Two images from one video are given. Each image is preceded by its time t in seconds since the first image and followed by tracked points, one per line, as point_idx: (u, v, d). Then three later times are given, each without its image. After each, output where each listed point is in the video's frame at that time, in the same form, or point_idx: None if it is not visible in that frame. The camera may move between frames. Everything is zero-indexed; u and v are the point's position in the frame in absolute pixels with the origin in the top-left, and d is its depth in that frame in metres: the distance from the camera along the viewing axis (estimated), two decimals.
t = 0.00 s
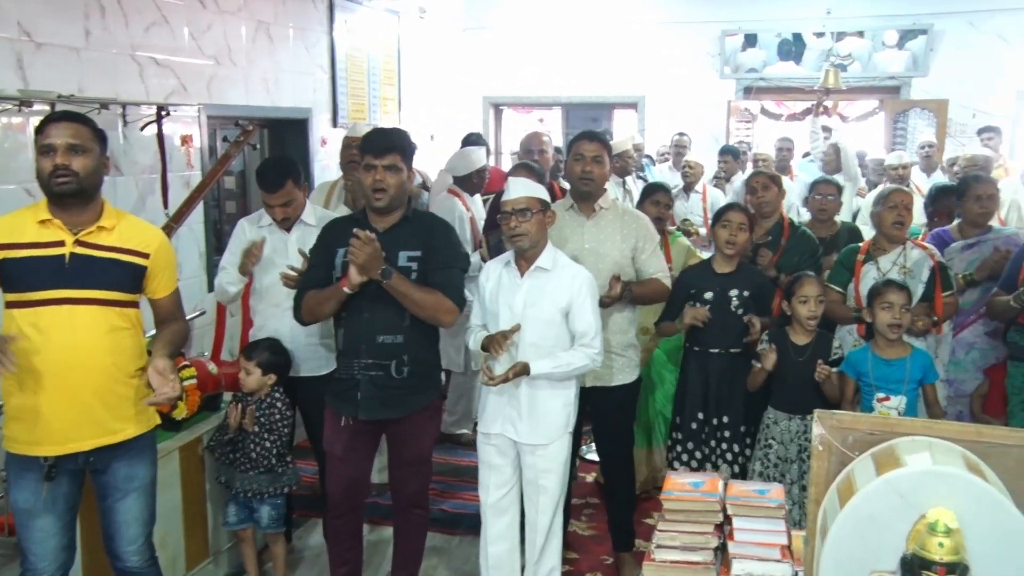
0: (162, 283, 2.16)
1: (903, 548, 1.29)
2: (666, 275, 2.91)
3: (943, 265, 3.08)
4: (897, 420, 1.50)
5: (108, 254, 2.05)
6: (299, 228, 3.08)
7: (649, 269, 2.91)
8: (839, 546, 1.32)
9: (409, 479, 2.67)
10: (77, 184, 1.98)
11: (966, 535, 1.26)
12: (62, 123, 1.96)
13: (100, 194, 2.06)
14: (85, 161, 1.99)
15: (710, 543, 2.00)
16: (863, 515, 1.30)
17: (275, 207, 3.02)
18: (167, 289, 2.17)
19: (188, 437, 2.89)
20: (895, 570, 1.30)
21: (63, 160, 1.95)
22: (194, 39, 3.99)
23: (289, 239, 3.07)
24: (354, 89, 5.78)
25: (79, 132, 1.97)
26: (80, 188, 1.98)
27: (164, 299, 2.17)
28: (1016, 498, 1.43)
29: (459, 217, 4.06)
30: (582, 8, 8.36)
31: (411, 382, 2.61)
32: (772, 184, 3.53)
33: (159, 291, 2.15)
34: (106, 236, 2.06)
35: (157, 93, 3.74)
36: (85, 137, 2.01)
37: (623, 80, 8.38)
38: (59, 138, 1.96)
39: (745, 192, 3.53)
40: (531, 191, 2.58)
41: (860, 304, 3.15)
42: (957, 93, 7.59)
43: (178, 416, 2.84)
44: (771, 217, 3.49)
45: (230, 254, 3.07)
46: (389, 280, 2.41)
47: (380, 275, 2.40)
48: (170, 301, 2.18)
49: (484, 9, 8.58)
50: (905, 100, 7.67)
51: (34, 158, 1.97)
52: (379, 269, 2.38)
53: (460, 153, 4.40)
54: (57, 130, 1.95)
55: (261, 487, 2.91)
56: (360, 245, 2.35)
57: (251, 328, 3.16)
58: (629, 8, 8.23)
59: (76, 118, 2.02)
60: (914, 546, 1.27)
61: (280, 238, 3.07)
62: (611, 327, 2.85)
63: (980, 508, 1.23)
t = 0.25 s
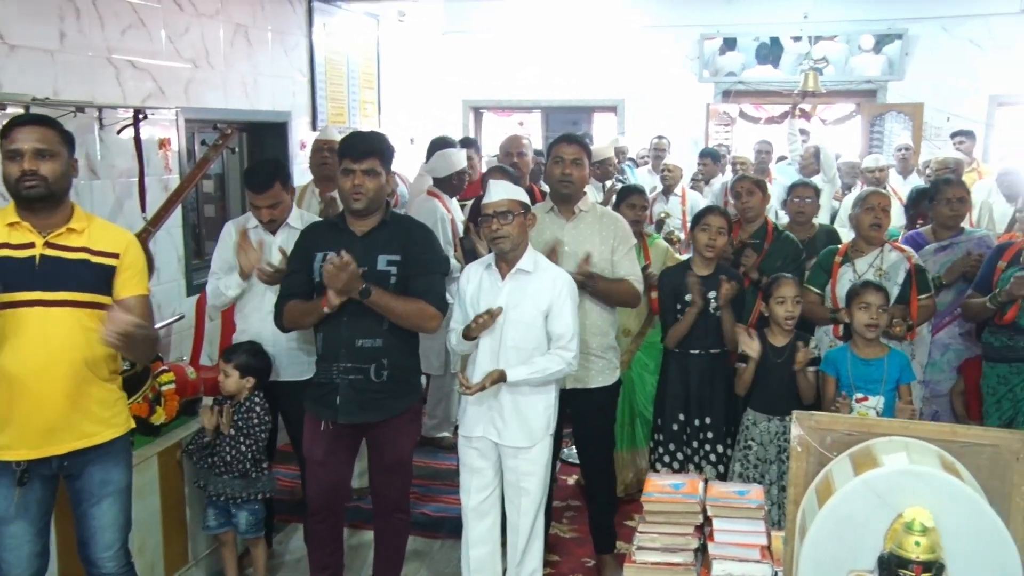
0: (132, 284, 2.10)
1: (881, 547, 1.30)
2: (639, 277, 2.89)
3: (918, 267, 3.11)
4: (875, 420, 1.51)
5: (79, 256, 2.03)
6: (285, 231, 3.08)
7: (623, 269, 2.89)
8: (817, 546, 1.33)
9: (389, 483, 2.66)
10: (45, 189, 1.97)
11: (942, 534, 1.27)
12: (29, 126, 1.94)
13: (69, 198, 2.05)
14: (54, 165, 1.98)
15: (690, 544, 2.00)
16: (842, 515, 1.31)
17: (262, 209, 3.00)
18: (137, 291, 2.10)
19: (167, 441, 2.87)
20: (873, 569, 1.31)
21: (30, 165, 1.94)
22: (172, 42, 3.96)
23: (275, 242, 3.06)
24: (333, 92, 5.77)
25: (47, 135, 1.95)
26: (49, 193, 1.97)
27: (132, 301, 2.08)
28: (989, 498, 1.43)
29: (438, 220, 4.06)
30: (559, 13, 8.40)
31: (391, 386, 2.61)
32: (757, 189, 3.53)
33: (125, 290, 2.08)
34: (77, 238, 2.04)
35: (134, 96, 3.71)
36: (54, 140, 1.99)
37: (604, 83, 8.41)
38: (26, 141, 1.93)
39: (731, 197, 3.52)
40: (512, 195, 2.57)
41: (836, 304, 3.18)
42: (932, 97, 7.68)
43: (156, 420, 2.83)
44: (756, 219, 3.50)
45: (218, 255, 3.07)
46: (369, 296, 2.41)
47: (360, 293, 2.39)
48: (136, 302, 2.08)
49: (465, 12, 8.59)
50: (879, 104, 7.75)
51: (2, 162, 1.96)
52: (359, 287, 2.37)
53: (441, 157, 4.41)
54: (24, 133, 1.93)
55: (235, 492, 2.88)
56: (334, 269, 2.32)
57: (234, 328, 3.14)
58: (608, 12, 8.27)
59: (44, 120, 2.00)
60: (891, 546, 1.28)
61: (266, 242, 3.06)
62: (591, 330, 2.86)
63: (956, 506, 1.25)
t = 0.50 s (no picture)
0: (111, 288, 2.11)
1: (862, 547, 1.31)
2: (623, 279, 2.90)
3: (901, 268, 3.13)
4: (857, 421, 1.53)
5: (56, 259, 2.02)
6: (270, 234, 3.05)
7: (607, 271, 2.90)
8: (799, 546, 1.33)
9: (372, 487, 2.65)
10: (21, 188, 1.95)
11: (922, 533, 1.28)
12: (3, 126, 1.91)
13: (44, 200, 2.03)
14: (29, 166, 1.96)
15: (675, 545, 2.01)
16: (824, 514, 1.31)
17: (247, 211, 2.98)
18: (115, 293, 2.12)
19: (148, 446, 2.85)
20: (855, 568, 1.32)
21: (6, 165, 1.91)
22: (153, 44, 3.94)
23: (262, 245, 3.04)
24: (316, 94, 5.75)
25: (22, 137, 1.93)
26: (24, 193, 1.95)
27: (111, 307, 2.11)
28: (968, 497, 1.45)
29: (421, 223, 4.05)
30: (543, 16, 8.41)
31: (374, 390, 2.60)
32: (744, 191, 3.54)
33: (106, 297, 2.10)
34: (53, 241, 2.03)
35: (115, 99, 3.69)
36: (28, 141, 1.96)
37: (588, 86, 8.43)
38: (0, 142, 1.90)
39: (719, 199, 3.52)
40: (496, 198, 2.56)
41: (819, 305, 3.20)
42: (912, 100, 7.75)
43: (138, 425, 2.79)
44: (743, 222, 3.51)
45: (205, 262, 3.04)
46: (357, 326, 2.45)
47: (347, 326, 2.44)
48: (116, 308, 2.12)
49: (449, 14, 8.58)
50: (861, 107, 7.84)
51: None
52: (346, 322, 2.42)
53: (424, 160, 4.40)
54: None
55: (217, 496, 2.87)
56: (320, 325, 2.36)
57: (219, 336, 3.19)
58: (592, 15, 8.29)
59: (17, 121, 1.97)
60: (872, 544, 1.29)
61: (251, 245, 3.05)
62: (575, 332, 2.86)
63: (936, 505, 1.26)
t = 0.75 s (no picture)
0: (93, 291, 2.10)
1: (843, 546, 1.31)
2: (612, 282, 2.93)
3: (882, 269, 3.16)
4: (837, 421, 1.53)
5: (34, 262, 2.00)
6: (253, 235, 3.03)
7: (594, 276, 2.92)
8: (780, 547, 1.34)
9: (354, 489, 2.64)
10: None
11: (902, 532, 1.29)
12: None
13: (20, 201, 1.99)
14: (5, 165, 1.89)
15: (657, 546, 2.02)
16: (804, 514, 1.32)
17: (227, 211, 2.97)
18: (97, 295, 2.11)
19: (129, 450, 2.83)
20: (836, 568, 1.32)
21: None
22: (132, 45, 3.91)
23: (245, 246, 3.03)
24: (297, 96, 5.72)
25: None
26: None
27: (95, 308, 2.11)
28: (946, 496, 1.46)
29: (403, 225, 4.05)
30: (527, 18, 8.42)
31: (356, 394, 2.59)
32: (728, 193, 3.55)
33: (90, 298, 2.09)
34: (31, 244, 2.00)
35: (94, 101, 3.66)
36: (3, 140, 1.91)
37: (571, 88, 8.44)
38: None
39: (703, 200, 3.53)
40: (476, 200, 2.56)
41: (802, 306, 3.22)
42: (891, 103, 7.82)
43: (118, 429, 2.74)
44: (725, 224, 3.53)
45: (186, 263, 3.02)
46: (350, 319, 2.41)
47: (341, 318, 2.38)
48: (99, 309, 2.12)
49: (432, 16, 8.57)
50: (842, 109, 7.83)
51: None
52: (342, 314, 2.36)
53: (409, 163, 4.39)
54: None
55: (200, 500, 2.86)
56: (320, 311, 2.28)
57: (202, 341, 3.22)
58: (576, 17, 8.31)
59: None
60: (853, 544, 1.30)
61: (235, 246, 3.03)
62: (558, 334, 2.87)
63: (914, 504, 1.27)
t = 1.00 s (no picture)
0: (68, 289, 2.07)
1: (825, 545, 1.32)
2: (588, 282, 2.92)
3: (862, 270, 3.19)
4: (819, 421, 1.54)
5: (8, 262, 1.98)
6: (234, 237, 3.02)
7: (572, 275, 2.92)
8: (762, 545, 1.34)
9: (338, 491, 2.63)
10: None
11: (883, 531, 1.30)
12: None
13: None
14: None
15: (640, 546, 2.03)
16: (787, 513, 1.32)
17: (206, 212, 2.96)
18: (72, 295, 2.08)
19: (111, 452, 2.81)
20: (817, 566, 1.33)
21: None
22: (112, 45, 3.88)
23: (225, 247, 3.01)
24: (279, 97, 5.70)
25: None
26: None
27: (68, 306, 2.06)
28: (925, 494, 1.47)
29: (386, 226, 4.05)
30: (510, 20, 8.43)
31: (338, 395, 2.58)
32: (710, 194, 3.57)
33: (62, 297, 2.05)
34: (3, 244, 1.99)
35: (73, 101, 3.63)
36: None
37: (554, 89, 8.46)
38: None
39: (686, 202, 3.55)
40: (459, 200, 2.56)
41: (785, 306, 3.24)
42: (871, 104, 7.89)
43: (99, 431, 2.75)
44: (708, 225, 3.55)
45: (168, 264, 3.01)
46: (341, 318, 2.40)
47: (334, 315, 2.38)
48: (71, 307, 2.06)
49: (415, 17, 8.56)
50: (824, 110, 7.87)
51: None
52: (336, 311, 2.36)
53: (390, 164, 4.37)
54: None
55: (194, 503, 2.83)
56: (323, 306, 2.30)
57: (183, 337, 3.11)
58: (559, 18, 8.33)
59: None
60: (835, 542, 1.30)
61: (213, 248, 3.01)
62: (541, 335, 2.87)
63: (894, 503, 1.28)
